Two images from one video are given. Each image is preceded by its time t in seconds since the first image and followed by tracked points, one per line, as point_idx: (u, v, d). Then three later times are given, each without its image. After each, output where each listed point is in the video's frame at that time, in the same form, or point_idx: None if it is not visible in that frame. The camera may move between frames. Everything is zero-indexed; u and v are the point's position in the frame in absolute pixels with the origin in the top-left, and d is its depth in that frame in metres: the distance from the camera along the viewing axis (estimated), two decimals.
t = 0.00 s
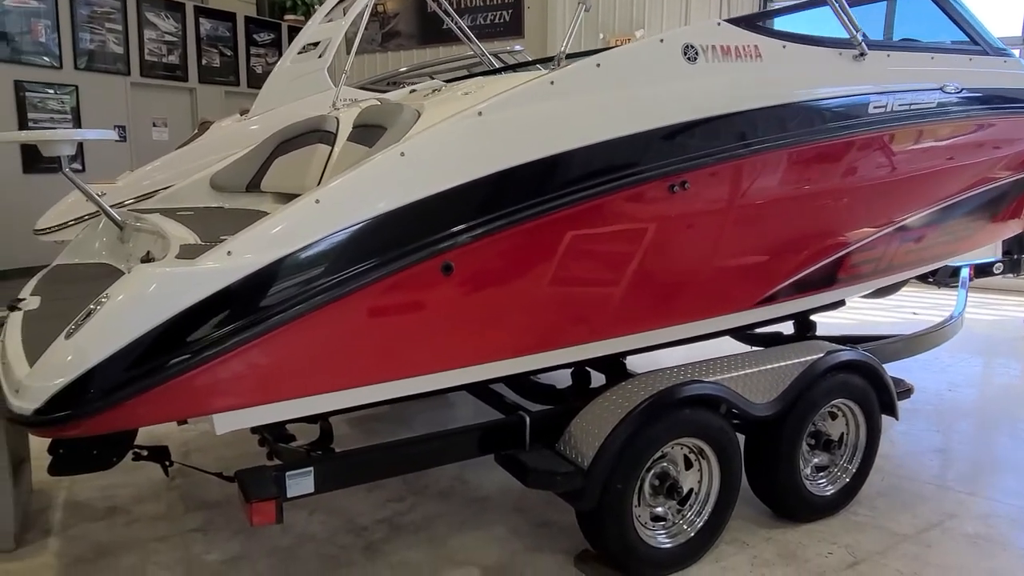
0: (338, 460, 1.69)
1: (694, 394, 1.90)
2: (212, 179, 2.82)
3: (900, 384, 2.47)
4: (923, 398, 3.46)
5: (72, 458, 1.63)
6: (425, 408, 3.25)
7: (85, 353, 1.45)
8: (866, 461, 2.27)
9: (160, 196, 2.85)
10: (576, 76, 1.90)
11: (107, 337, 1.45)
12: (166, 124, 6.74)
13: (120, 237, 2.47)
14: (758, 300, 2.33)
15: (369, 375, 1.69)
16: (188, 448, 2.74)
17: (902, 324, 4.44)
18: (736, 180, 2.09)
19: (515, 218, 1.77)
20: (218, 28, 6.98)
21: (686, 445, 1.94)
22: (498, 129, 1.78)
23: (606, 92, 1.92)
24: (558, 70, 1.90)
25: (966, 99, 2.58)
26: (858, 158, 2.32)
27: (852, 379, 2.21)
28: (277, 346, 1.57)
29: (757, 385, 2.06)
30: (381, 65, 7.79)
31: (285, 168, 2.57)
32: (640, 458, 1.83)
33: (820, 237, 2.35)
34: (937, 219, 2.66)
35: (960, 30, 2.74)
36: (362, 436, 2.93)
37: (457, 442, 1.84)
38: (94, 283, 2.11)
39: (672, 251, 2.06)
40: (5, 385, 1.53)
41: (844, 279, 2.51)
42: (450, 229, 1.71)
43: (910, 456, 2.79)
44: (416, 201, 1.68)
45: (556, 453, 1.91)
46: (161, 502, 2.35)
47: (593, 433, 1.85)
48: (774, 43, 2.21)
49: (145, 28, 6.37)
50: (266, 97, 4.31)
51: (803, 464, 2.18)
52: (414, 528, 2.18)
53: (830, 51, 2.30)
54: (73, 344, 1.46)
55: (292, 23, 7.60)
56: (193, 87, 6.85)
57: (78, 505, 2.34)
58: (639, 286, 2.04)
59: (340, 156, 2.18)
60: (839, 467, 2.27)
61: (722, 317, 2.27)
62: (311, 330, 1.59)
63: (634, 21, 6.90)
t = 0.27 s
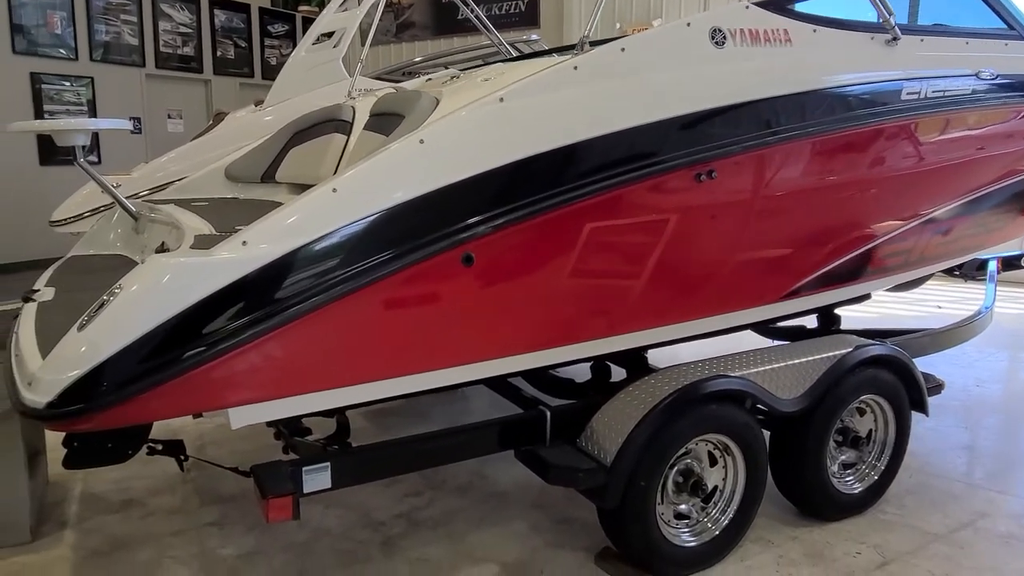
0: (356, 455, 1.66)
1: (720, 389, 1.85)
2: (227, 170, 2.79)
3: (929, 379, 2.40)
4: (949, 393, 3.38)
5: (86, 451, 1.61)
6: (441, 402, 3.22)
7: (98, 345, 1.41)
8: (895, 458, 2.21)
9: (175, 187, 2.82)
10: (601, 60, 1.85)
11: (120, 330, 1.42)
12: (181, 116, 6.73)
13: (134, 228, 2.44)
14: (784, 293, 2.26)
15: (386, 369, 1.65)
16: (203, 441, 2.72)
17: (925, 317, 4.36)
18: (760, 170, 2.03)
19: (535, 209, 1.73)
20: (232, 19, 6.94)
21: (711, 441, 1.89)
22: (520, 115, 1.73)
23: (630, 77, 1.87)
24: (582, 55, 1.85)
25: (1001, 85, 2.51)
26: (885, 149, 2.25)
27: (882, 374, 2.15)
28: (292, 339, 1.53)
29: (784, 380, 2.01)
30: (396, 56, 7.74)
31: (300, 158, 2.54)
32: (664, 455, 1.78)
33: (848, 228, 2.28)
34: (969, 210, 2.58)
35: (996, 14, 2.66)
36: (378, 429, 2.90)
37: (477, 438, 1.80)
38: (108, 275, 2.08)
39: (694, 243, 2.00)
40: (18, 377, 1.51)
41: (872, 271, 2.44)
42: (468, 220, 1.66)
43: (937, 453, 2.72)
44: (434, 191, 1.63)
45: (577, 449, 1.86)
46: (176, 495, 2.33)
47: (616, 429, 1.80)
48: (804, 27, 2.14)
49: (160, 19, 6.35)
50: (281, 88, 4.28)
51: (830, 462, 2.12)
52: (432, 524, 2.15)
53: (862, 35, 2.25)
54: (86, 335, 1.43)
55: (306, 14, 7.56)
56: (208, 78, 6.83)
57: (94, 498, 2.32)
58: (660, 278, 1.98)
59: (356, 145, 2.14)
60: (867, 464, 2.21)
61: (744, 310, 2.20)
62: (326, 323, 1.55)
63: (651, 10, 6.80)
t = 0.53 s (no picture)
0: (372, 452, 1.63)
1: (741, 384, 1.81)
2: (236, 162, 2.76)
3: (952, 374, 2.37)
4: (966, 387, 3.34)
5: (96, 448, 1.58)
6: (453, 396, 3.19)
7: (109, 341, 1.38)
8: (917, 455, 2.17)
9: (184, 179, 2.79)
10: (621, 47, 1.81)
11: (130, 325, 1.39)
12: (187, 108, 6.71)
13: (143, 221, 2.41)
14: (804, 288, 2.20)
15: (398, 366, 1.60)
16: (214, 436, 2.69)
17: (939, 310, 4.31)
18: (776, 160, 1.98)
19: (549, 202, 1.68)
20: (238, 11, 6.89)
21: (731, 437, 1.85)
22: (539, 102, 1.70)
23: (650, 64, 1.83)
24: (602, 42, 1.81)
25: None
26: (903, 140, 2.19)
27: (905, 368, 2.10)
28: (302, 336, 1.49)
29: (806, 375, 1.97)
30: (402, 48, 7.69)
31: (310, 149, 2.50)
32: (684, 451, 1.75)
33: (868, 221, 2.23)
34: (991, 202, 2.53)
35: None
36: (390, 424, 2.87)
37: (494, 434, 1.77)
38: (117, 268, 2.06)
39: (711, 236, 1.95)
40: (27, 374, 1.48)
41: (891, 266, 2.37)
42: (480, 213, 1.62)
43: (957, 448, 2.68)
44: (445, 183, 1.60)
45: (595, 445, 1.83)
46: (187, 491, 2.31)
47: (635, 425, 1.77)
48: (829, 13, 2.10)
49: (166, 11, 6.31)
50: (289, 79, 4.24)
51: (851, 458, 2.08)
52: (445, 520, 2.12)
53: (887, 21, 2.20)
54: (96, 331, 1.40)
55: (313, 5, 7.51)
56: (214, 71, 6.79)
57: (103, 494, 2.30)
58: (677, 273, 1.93)
59: (368, 136, 2.10)
60: (888, 460, 2.17)
61: (762, 305, 2.14)
62: (337, 319, 1.52)
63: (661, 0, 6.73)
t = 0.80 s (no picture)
0: (391, 449, 1.60)
1: (763, 378, 1.79)
2: (245, 154, 2.72)
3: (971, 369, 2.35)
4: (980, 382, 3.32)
5: (111, 444, 1.56)
6: (463, 391, 3.16)
7: (127, 337, 1.36)
8: (937, 450, 2.15)
9: (193, 172, 2.75)
10: (645, 36, 1.78)
11: (148, 321, 1.37)
12: (190, 102, 6.66)
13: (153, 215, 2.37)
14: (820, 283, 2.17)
15: (413, 363, 1.58)
16: (224, 431, 2.67)
17: (950, 304, 4.28)
18: (791, 154, 1.95)
19: (565, 196, 1.66)
20: (241, 3, 6.79)
21: (752, 433, 1.83)
22: (562, 92, 1.67)
23: (674, 53, 1.80)
24: (626, 30, 1.78)
25: None
26: (918, 133, 2.15)
27: (925, 362, 2.08)
28: (316, 334, 1.47)
29: (827, 369, 1.95)
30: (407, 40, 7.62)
31: (321, 141, 2.46)
32: (705, 448, 1.73)
33: (884, 215, 2.20)
34: (1010, 193, 2.50)
35: None
36: (401, 419, 2.85)
37: (513, 430, 1.74)
38: (129, 263, 2.03)
39: (726, 230, 1.92)
40: (43, 371, 1.45)
41: (905, 260, 2.33)
42: (494, 209, 1.60)
43: (973, 442, 2.66)
44: (458, 179, 1.57)
45: (615, 441, 1.81)
46: (199, 488, 2.29)
47: (656, 421, 1.74)
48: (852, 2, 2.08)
49: (169, 4, 6.25)
50: (296, 70, 4.19)
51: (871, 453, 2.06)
52: (461, 516, 2.10)
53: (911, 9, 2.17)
54: (113, 327, 1.37)
55: None
56: (217, 64, 6.73)
57: (114, 490, 2.28)
58: (692, 267, 1.90)
59: (384, 127, 2.07)
60: (907, 455, 2.15)
61: (778, 300, 2.10)
62: (351, 317, 1.49)
63: None
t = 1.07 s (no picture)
0: (398, 449, 1.59)
1: (769, 377, 1.78)
2: (243, 150, 2.69)
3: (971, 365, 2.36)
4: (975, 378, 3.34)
5: (114, 446, 1.54)
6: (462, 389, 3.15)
7: (136, 338, 1.34)
8: (938, 446, 2.16)
9: (189, 168, 2.72)
10: (656, 32, 1.77)
11: (156, 321, 1.35)
12: (181, 97, 6.60)
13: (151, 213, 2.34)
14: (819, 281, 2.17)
15: (418, 364, 1.57)
16: (222, 430, 2.65)
17: (944, 301, 4.30)
18: (791, 153, 1.94)
19: (568, 196, 1.65)
20: None
21: (758, 430, 1.83)
22: (573, 88, 1.66)
23: (684, 49, 1.80)
24: (637, 26, 1.77)
25: None
26: (915, 131, 2.15)
27: (927, 359, 2.09)
28: (320, 336, 1.45)
29: (832, 367, 1.95)
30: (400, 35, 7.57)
31: (320, 137, 2.44)
32: (712, 446, 1.72)
33: (881, 214, 2.20)
34: (1009, 190, 2.51)
35: None
36: (400, 417, 2.83)
37: (520, 430, 1.74)
38: (127, 260, 2.01)
39: (726, 230, 1.91)
40: (48, 372, 1.43)
41: (902, 258, 2.33)
42: (495, 210, 1.58)
43: (972, 438, 2.67)
44: (460, 180, 1.55)
45: (622, 440, 1.80)
46: (198, 488, 2.26)
47: (663, 420, 1.74)
48: None
49: None
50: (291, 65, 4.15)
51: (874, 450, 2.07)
52: (465, 516, 2.09)
53: (917, 6, 2.18)
54: (121, 328, 1.35)
55: None
56: (208, 59, 6.66)
57: (112, 491, 2.25)
58: (693, 267, 1.89)
59: (388, 123, 2.05)
60: (909, 452, 2.16)
61: (778, 298, 2.10)
62: (355, 319, 1.48)
63: None
